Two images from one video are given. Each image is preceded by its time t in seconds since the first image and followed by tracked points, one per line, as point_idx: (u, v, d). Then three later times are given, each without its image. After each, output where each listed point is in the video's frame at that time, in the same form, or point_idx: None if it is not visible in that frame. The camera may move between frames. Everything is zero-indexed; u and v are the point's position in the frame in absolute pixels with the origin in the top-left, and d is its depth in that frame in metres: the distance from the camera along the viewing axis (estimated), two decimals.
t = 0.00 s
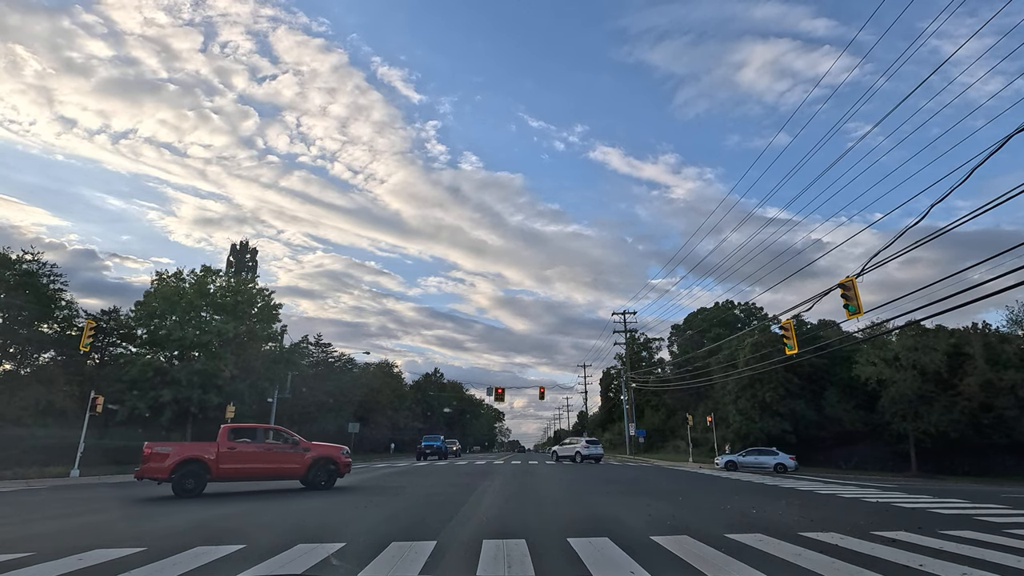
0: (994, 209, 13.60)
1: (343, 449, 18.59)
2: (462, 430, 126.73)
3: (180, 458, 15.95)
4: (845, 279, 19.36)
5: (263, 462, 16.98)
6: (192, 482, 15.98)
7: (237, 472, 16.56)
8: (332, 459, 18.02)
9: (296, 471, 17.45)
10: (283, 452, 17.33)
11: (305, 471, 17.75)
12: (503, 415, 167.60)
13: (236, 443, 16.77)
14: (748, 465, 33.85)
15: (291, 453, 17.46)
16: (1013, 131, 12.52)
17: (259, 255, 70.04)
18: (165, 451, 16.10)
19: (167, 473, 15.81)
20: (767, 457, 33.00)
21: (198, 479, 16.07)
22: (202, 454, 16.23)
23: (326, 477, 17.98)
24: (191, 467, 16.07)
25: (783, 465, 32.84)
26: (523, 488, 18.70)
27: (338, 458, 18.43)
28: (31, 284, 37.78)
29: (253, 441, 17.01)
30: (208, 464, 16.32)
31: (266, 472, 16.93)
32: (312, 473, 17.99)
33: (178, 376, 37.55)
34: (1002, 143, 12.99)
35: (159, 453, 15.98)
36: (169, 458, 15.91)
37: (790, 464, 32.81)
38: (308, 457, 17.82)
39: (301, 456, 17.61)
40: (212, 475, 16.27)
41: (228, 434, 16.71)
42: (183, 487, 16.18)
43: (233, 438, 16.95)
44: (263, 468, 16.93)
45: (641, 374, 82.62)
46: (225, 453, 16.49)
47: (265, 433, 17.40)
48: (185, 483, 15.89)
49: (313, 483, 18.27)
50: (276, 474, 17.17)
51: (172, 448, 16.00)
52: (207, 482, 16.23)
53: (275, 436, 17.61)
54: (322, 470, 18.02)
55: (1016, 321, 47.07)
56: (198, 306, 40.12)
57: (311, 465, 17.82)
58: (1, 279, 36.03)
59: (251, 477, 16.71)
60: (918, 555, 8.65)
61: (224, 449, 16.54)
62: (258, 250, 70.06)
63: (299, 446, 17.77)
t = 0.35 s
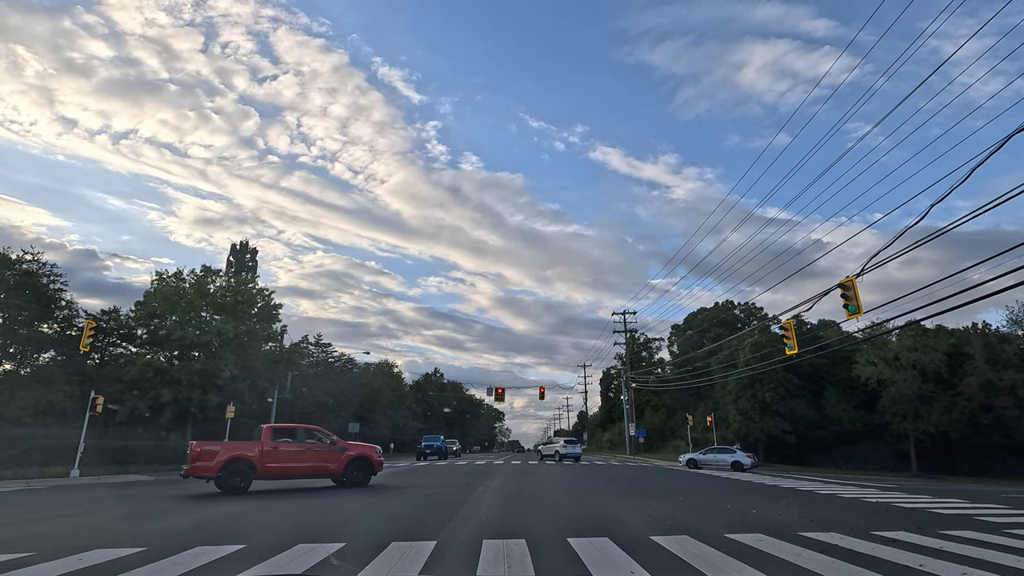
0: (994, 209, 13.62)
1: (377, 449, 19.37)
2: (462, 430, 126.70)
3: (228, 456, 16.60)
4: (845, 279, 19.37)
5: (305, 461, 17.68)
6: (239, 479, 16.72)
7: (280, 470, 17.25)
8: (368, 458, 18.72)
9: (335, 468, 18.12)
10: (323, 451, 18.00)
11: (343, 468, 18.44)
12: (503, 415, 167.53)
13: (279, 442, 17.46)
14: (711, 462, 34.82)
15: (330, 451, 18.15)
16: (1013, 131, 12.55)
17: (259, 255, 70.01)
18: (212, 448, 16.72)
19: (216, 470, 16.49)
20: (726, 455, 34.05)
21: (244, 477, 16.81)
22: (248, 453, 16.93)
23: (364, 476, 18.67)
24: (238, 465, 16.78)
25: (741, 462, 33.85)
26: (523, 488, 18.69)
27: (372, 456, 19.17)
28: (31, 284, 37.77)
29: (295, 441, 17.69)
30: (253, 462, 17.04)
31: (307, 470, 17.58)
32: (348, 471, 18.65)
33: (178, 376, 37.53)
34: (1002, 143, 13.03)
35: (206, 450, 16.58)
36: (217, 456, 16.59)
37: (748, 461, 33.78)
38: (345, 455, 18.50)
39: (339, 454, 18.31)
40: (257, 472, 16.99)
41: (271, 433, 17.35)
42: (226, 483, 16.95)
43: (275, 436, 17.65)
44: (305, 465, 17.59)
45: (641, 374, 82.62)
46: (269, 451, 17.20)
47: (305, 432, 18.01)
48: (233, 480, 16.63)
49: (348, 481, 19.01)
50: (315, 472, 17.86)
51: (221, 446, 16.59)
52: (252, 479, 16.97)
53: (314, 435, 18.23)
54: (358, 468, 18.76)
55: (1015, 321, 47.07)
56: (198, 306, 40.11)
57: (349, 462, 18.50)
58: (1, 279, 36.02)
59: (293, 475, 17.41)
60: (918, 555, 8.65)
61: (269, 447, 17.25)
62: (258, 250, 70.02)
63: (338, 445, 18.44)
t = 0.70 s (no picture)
0: (994, 209, 13.64)
1: (408, 448, 20.18)
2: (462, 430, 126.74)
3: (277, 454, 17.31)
4: (845, 279, 19.37)
5: (344, 459, 18.49)
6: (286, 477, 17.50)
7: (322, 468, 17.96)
8: (403, 457, 19.49)
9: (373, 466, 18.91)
10: (361, 450, 18.78)
11: (379, 467, 19.19)
12: (503, 415, 167.55)
13: (321, 440, 18.19)
14: (676, 461, 36.25)
15: (368, 449, 18.92)
16: (1013, 131, 12.57)
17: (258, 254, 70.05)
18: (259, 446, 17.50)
19: (265, 469, 17.22)
20: (687, 453, 35.65)
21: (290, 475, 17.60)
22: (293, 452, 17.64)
23: (399, 474, 19.48)
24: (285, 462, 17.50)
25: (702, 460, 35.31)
26: (522, 489, 18.70)
27: (404, 456, 20.02)
28: (31, 284, 37.76)
29: (336, 440, 18.41)
30: (298, 461, 17.73)
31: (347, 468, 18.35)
32: (385, 470, 19.30)
33: (178, 376, 37.53)
34: (1002, 142, 13.05)
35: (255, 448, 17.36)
36: (265, 455, 17.31)
37: (708, 460, 35.20)
38: (381, 454, 19.32)
39: (375, 453, 19.09)
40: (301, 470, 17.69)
41: (314, 432, 18.06)
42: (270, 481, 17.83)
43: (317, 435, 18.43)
44: (345, 464, 18.37)
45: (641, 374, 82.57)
46: (313, 449, 17.95)
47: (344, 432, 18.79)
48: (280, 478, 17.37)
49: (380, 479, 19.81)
50: (354, 470, 18.55)
51: (270, 444, 17.29)
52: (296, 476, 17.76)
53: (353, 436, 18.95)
54: (392, 466, 19.56)
55: (1016, 321, 47.06)
56: (198, 306, 40.12)
57: (385, 460, 19.20)
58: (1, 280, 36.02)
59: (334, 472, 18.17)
60: (918, 555, 8.66)
61: (313, 445, 18.00)
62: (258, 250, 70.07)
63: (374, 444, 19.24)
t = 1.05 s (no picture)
0: (994, 209, 13.64)
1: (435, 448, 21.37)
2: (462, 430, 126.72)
3: (325, 453, 18.37)
4: (845, 279, 19.38)
5: (382, 458, 19.55)
6: (330, 476, 18.57)
7: (364, 465, 19.00)
8: (433, 456, 20.70)
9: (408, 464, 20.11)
10: (396, 449, 19.90)
11: (412, 466, 20.29)
12: (503, 415, 167.54)
13: (361, 439, 19.25)
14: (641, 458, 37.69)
15: (402, 448, 20.07)
16: (1013, 131, 12.58)
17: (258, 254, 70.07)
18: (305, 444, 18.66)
19: (314, 466, 18.21)
20: (653, 450, 37.09)
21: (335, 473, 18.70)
22: (338, 450, 18.64)
23: (430, 472, 20.74)
24: (330, 461, 18.53)
25: (667, 457, 36.56)
26: (522, 489, 18.71)
27: (432, 456, 21.20)
28: (31, 284, 37.75)
29: (375, 440, 19.49)
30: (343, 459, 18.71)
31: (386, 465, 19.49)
32: (416, 469, 20.41)
33: (178, 376, 37.52)
34: (1002, 142, 13.05)
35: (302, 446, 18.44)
36: (313, 453, 18.29)
37: (673, 456, 36.39)
38: (413, 454, 20.45)
39: (408, 452, 20.27)
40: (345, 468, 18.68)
41: (356, 431, 19.14)
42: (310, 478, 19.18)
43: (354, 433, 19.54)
44: (382, 462, 19.51)
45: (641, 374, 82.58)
46: (355, 448, 18.96)
47: (380, 431, 19.94)
48: (325, 477, 18.35)
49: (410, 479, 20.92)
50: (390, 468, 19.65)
51: (317, 443, 18.33)
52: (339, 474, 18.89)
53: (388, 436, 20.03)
54: (423, 466, 20.71)
55: (1016, 321, 47.06)
56: (198, 306, 40.11)
57: (416, 458, 20.39)
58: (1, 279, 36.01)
59: (373, 470, 19.30)
60: (918, 555, 8.65)
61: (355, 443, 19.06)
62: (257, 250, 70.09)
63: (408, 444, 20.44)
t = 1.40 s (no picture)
0: (993, 210, 13.63)
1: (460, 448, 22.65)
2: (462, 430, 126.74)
3: (369, 451, 19.46)
4: (845, 279, 19.36)
5: (417, 457, 20.68)
6: (373, 474, 19.71)
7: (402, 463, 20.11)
8: (461, 455, 22.02)
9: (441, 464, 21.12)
10: (430, 448, 21.12)
11: (442, 465, 21.48)
12: (503, 415, 167.55)
13: (400, 439, 20.44)
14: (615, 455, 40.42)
15: (435, 447, 21.33)
16: (1013, 131, 12.56)
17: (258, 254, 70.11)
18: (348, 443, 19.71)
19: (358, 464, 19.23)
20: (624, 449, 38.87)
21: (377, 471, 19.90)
22: (380, 449, 19.72)
23: (459, 470, 22.10)
24: (372, 459, 19.61)
25: (635, 455, 38.21)
26: (522, 488, 18.72)
27: (458, 455, 22.47)
28: (31, 284, 37.74)
29: (411, 440, 20.65)
30: (384, 457, 19.79)
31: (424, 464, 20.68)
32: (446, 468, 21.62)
33: (178, 376, 37.51)
34: (1002, 142, 13.01)
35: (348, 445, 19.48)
36: (358, 452, 19.34)
37: (641, 454, 38.01)
38: (443, 453, 21.66)
39: (440, 452, 21.48)
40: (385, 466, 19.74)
41: (395, 432, 20.29)
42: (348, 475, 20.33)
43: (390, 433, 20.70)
44: (418, 460, 20.66)
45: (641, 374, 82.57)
46: (395, 447, 20.07)
47: (414, 431, 21.16)
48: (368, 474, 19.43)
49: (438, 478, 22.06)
50: (424, 467, 20.82)
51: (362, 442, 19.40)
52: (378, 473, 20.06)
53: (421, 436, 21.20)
54: (451, 464, 21.92)
55: (1016, 321, 47.06)
56: (198, 306, 40.07)
57: (447, 457, 21.66)
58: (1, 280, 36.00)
59: (410, 468, 20.52)
60: (918, 555, 8.66)
61: (395, 443, 20.22)
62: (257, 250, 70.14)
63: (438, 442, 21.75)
